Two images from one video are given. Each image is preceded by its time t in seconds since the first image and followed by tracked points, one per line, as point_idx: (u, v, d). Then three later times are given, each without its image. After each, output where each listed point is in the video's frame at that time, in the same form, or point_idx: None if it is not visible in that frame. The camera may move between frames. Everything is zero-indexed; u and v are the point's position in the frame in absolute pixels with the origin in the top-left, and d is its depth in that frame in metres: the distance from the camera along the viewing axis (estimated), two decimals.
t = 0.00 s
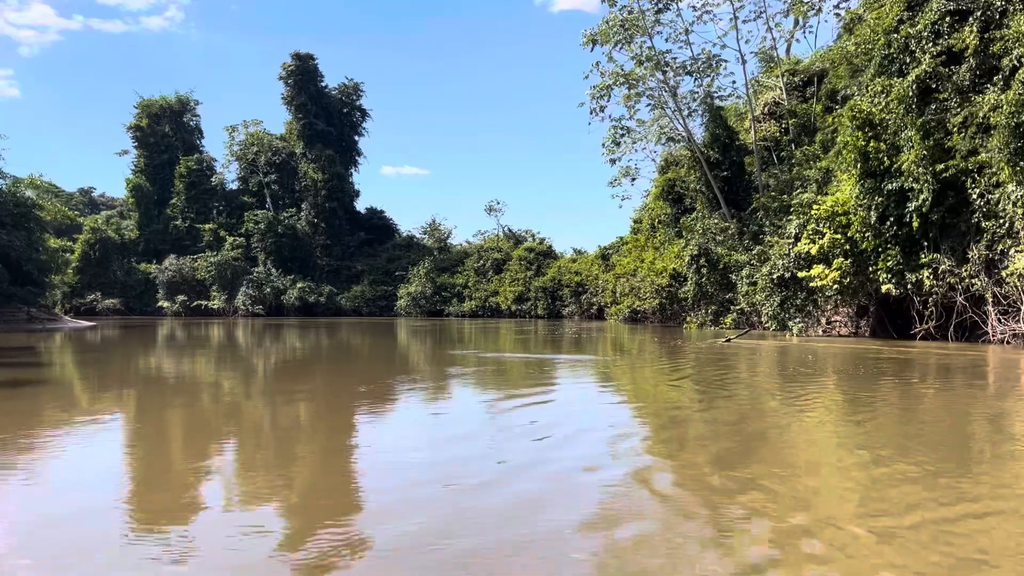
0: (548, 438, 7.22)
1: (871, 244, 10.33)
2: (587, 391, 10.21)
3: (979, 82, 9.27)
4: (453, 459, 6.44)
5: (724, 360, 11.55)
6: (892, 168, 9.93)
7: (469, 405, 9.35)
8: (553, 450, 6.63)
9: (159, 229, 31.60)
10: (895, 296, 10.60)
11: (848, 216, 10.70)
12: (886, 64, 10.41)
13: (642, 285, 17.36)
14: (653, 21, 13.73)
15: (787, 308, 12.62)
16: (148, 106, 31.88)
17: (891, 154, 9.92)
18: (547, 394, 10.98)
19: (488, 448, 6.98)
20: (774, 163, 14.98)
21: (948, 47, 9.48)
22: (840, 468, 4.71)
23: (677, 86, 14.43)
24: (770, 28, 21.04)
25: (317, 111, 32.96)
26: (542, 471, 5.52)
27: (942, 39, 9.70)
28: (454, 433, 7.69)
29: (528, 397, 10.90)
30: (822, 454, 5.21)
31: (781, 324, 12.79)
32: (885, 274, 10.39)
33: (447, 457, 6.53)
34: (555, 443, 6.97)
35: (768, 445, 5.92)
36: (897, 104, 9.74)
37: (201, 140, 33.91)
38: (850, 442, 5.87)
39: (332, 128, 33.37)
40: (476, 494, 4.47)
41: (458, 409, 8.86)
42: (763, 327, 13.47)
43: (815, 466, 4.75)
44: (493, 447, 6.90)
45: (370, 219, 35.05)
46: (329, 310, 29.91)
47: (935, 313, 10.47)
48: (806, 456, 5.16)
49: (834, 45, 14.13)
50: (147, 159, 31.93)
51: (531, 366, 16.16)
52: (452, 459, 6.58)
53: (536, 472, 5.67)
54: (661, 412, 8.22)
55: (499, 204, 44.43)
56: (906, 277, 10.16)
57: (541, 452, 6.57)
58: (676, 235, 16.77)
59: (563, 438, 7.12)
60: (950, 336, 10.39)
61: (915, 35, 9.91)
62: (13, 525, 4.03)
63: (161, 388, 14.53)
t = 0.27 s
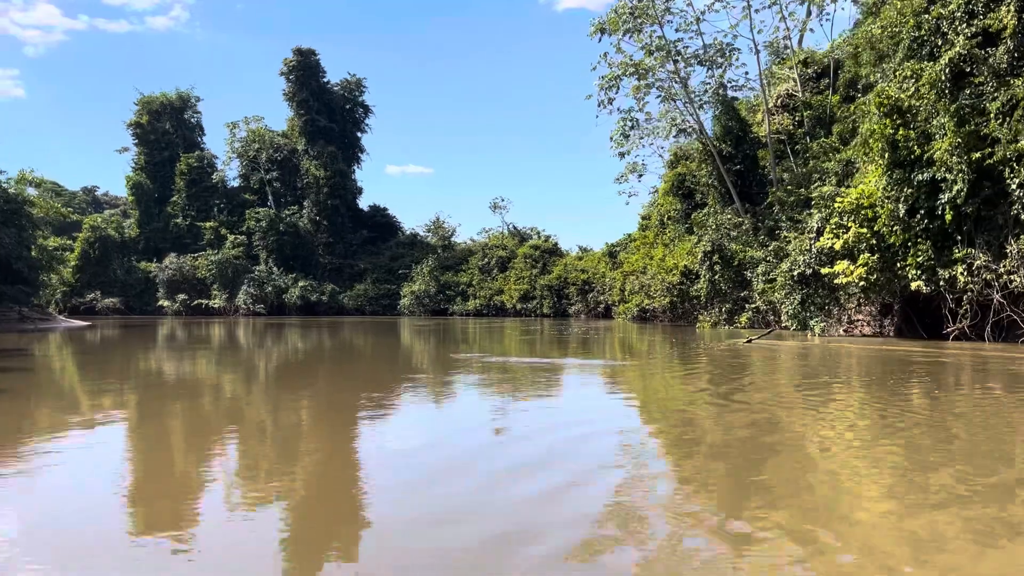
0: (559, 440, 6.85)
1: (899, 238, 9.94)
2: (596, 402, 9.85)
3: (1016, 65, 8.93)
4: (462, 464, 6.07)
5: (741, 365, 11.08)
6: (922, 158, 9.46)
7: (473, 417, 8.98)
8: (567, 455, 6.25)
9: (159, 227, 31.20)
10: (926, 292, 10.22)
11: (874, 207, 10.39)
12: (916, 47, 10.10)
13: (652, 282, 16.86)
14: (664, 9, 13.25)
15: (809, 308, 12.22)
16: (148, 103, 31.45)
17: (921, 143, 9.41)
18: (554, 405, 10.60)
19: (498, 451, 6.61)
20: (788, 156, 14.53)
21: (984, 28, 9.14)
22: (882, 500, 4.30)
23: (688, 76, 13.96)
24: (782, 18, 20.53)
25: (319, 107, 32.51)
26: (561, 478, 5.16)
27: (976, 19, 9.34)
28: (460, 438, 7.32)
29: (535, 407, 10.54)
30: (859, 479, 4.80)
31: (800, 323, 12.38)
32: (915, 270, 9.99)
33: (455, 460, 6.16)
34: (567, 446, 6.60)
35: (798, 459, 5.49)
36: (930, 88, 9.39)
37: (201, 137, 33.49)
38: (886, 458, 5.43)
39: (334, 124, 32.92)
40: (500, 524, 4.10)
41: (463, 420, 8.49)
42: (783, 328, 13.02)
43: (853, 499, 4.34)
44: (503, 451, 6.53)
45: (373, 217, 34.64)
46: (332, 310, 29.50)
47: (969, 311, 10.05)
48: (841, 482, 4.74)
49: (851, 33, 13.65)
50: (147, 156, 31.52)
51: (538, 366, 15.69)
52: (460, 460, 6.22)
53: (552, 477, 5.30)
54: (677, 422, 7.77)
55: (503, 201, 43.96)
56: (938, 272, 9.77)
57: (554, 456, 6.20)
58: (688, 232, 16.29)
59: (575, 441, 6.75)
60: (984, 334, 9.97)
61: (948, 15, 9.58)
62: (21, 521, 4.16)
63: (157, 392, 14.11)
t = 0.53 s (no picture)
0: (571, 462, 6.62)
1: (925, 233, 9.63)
2: (604, 411, 9.60)
3: None
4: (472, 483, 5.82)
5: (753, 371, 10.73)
6: (950, 148, 9.15)
7: (477, 433, 8.73)
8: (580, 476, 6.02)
9: (160, 225, 30.85)
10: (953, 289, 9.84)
11: (897, 201, 10.03)
12: (944, 32, 9.71)
13: (660, 280, 16.53)
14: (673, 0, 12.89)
15: (827, 307, 11.80)
16: (149, 100, 31.15)
17: (949, 133, 9.12)
18: (559, 409, 10.34)
19: (509, 472, 6.39)
20: (801, 150, 14.19)
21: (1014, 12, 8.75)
22: (916, 510, 3.96)
23: (698, 67, 13.64)
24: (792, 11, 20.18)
25: (321, 103, 32.14)
26: (580, 485, 4.86)
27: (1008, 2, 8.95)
28: (467, 459, 7.11)
29: (540, 411, 10.30)
30: (888, 488, 4.46)
31: (821, 323, 12.00)
32: (942, 267, 9.61)
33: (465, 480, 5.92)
34: (578, 467, 6.38)
35: (820, 465, 5.17)
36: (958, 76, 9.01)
37: (203, 135, 33.18)
38: (913, 465, 5.08)
39: (336, 121, 32.55)
40: (531, 538, 3.77)
41: (470, 439, 8.27)
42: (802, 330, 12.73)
43: (883, 510, 4.01)
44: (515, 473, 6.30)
45: (376, 215, 34.29)
46: (334, 308, 29.19)
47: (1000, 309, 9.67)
48: (868, 490, 4.41)
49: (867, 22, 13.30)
50: (148, 154, 31.23)
51: (542, 367, 15.35)
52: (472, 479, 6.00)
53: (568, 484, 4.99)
54: (688, 430, 7.43)
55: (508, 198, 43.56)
56: (966, 269, 9.38)
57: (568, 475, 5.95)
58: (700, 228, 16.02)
59: (587, 462, 6.53)
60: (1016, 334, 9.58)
61: None
62: (26, 520, 4.41)
63: (155, 393, 13.84)
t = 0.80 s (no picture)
0: (587, 472, 6.33)
1: (965, 227, 9.14)
2: (616, 416, 9.25)
3: None
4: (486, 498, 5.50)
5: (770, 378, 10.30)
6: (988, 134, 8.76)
7: (487, 434, 8.47)
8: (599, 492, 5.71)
9: (162, 223, 30.42)
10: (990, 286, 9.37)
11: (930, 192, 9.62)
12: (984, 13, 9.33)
13: (672, 278, 16.14)
14: None
15: (853, 305, 11.30)
16: (151, 96, 30.75)
17: (988, 118, 8.73)
18: (568, 411, 9.97)
19: (523, 480, 6.09)
20: (819, 143, 13.77)
21: None
22: (975, 555, 3.51)
23: (711, 57, 13.19)
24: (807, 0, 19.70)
25: (324, 99, 31.66)
26: (608, 512, 4.44)
27: None
28: (480, 465, 6.83)
29: (549, 411, 10.01)
30: (937, 520, 4.01)
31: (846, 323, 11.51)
32: (980, 265, 9.13)
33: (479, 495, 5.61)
34: (596, 480, 6.08)
35: (856, 489, 4.73)
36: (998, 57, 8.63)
37: (205, 131, 32.82)
38: (958, 490, 4.63)
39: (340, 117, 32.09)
40: None
41: (481, 442, 7.97)
42: (820, 329, 12.73)
43: (938, 553, 3.55)
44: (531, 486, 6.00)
45: (381, 212, 33.88)
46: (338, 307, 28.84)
47: None
48: (913, 522, 3.97)
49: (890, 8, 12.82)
50: (150, 150, 30.86)
51: (549, 368, 14.92)
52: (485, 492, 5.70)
53: (590, 508, 4.65)
54: (706, 444, 6.99)
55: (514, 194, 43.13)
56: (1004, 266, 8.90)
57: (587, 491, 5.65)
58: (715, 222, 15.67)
59: (603, 473, 6.23)
60: None
61: None
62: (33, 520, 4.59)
63: (150, 394, 13.47)
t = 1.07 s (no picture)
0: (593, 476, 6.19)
1: (998, 222, 8.77)
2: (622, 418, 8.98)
3: None
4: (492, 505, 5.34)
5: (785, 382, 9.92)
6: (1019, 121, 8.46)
7: (490, 436, 8.30)
8: (606, 498, 5.55)
9: (164, 221, 30.03)
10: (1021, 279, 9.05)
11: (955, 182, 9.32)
12: None
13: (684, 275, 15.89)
14: None
15: (878, 303, 10.95)
16: (153, 93, 30.48)
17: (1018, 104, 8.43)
18: (575, 412, 9.70)
19: (529, 486, 5.94)
20: (835, 138, 13.51)
21: None
22: None
23: (722, 49, 12.84)
24: None
25: (328, 95, 31.30)
26: (627, 530, 4.11)
27: None
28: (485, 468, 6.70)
29: (556, 411, 9.81)
30: (984, 544, 3.65)
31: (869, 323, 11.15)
32: (1011, 260, 8.78)
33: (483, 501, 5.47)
34: (603, 484, 5.93)
35: (888, 504, 4.36)
36: None
37: (208, 129, 32.54)
38: (1001, 507, 4.29)
39: (343, 113, 31.73)
40: None
41: (486, 444, 7.81)
42: (841, 327, 12.64)
43: None
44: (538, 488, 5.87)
45: (384, 210, 33.54)
46: (341, 306, 28.57)
47: None
48: (958, 547, 3.61)
49: None
50: (152, 148, 30.59)
51: (556, 369, 14.59)
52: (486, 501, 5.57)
53: (601, 519, 4.35)
54: (721, 451, 6.62)
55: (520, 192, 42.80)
56: None
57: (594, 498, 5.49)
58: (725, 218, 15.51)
59: (610, 477, 6.08)
60: None
61: None
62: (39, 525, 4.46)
63: (147, 395, 13.17)
